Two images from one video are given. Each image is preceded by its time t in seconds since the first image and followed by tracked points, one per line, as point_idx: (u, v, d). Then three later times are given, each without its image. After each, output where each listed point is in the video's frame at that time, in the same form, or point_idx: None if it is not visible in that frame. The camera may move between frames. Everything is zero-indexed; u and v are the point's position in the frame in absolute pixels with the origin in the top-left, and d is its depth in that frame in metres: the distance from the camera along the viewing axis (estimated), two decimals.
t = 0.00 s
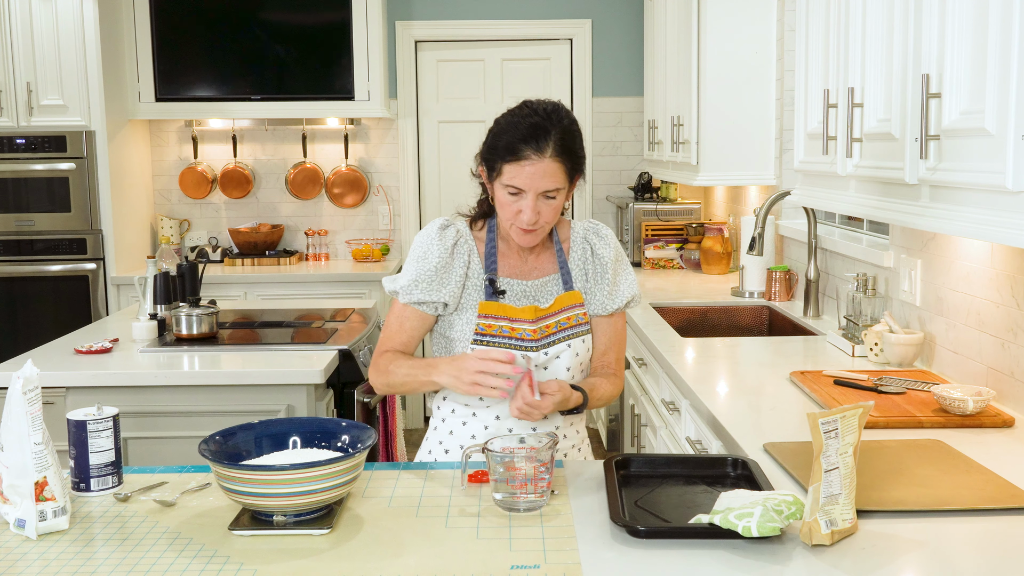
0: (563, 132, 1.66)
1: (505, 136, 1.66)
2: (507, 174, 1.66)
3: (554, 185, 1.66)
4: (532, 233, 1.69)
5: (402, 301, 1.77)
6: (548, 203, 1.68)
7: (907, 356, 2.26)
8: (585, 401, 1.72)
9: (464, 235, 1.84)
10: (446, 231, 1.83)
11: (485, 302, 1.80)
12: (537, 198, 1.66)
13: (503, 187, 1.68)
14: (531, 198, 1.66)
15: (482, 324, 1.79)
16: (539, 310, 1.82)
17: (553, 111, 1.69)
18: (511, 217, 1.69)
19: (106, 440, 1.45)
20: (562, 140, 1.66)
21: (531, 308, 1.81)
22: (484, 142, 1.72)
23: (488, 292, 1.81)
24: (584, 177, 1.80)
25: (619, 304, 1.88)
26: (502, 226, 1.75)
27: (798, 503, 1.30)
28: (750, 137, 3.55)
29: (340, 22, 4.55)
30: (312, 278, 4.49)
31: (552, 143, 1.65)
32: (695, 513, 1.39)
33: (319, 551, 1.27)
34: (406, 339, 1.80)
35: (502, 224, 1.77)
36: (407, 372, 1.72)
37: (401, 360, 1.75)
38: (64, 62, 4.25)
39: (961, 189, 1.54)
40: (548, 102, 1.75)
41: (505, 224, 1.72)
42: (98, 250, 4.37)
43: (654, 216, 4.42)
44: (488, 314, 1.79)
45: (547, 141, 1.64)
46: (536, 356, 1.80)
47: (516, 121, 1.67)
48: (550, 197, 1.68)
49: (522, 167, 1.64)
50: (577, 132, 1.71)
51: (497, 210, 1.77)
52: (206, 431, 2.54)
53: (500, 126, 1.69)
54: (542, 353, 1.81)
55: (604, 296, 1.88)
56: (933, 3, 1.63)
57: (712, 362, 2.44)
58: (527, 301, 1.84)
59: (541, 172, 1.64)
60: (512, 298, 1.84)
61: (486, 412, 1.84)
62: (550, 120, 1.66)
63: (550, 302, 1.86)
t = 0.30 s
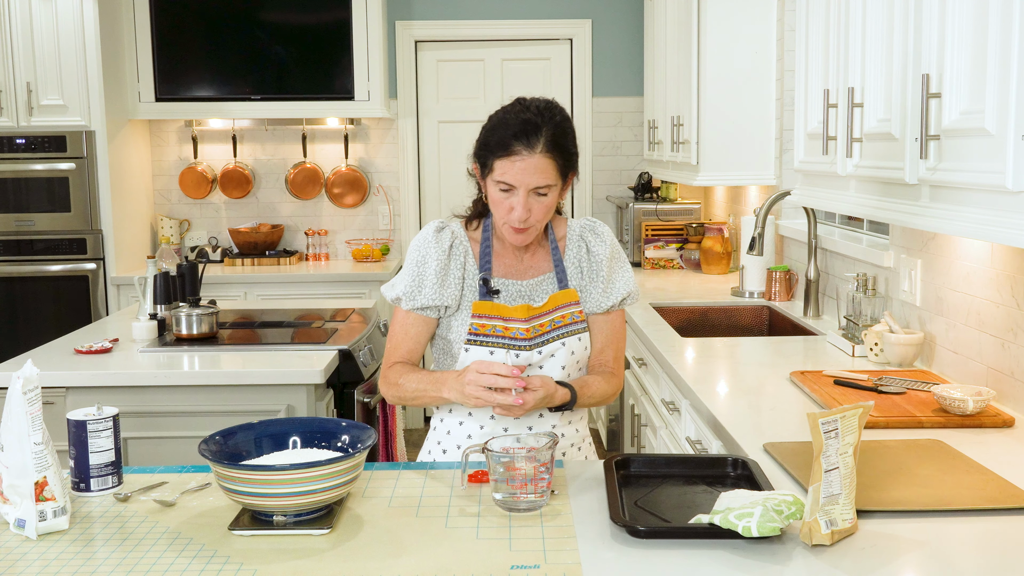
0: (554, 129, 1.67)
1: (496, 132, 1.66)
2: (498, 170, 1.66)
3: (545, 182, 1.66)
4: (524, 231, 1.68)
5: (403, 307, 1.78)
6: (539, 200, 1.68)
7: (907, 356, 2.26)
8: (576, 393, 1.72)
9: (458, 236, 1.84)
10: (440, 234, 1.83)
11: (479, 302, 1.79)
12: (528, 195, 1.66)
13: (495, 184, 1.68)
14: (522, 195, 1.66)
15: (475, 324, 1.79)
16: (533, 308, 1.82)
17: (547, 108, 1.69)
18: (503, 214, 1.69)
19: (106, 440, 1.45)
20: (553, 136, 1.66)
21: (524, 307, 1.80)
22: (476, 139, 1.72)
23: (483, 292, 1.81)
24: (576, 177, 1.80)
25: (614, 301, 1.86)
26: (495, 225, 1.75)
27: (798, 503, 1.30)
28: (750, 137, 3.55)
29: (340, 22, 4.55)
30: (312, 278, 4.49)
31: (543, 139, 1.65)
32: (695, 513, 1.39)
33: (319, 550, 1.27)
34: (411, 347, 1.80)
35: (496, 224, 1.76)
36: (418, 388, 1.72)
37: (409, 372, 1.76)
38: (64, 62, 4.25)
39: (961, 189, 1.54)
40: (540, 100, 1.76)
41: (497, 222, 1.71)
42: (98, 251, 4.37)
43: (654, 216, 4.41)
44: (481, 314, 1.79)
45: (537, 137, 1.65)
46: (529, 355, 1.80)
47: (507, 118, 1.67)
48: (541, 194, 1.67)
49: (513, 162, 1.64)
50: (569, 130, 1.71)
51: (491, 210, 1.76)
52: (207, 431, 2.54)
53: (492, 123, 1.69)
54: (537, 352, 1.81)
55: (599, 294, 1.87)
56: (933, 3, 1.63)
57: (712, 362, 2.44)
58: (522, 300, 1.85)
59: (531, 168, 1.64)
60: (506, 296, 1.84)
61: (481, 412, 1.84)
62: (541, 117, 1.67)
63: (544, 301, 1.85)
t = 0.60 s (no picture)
0: (544, 132, 1.67)
1: (487, 136, 1.66)
2: (489, 174, 1.66)
3: (536, 185, 1.66)
4: (516, 234, 1.68)
5: (397, 312, 1.79)
6: (530, 203, 1.68)
7: (907, 356, 2.26)
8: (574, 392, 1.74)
9: (450, 241, 1.84)
10: (432, 238, 1.83)
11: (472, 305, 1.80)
12: (520, 198, 1.66)
13: (486, 188, 1.68)
14: (514, 199, 1.66)
15: (470, 327, 1.78)
16: (526, 310, 1.81)
17: (536, 111, 1.70)
18: (495, 218, 1.69)
19: (106, 440, 1.45)
20: (543, 139, 1.66)
21: (518, 308, 1.80)
22: (466, 143, 1.72)
23: (477, 296, 1.82)
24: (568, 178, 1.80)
25: (606, 301, 1.87)
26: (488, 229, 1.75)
27: (798, 503, 1.30)
28: (750, 137, 3.55)
29: (340, 22, 4.55)
30: (312, 278, 4.49)
31: (533, 142, 1.65)
32: (695, 513, 1.39)
33: (319, 550, 1.27)
34: (406, 354, 1.81)
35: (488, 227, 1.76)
36: (413, 392, 1.72)
37: (404, 376, 1.76)
38: (64, 62, 4.25)
39: (961, 189, 1.54)
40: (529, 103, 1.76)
41: (489, 226, 1.71)
42: (98, 251, 4.37)
43: (654, 216, 4.41)
44: (476, 316, 1.79)
45: (527, 140, 1.65)
46: (525, 356, 1.80)
47: (497, 122, 1.67)
48: (533, 197, 1.67)
49: (504, 166, 1.64)
50: (559, 132, 1.71)
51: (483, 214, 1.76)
52: (207, 431, 2.54)
53: (481, 127, 1.69)
54: (532, 353, 1.80)
55: (591, 296, 1.87)
56: (933, 4, 1.63)
57: (712, 362, 2.44)
58: (515, 302, 1.84)
59: (522, 171, 1.64)
60: (500, 300, 1.84)
61: (477, 413, 1.84)
62: (531, 120, 1.67)
63: (537, 303, 1.85)
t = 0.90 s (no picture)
0: (541, 132, 1.67)
1: (483, 137, 1.66)
2: (486, 174, 1.66)
3: (533, 185, 1.66)
4: (513, 234, 1.68)
5: (394, 313, 1.78)
6: (527, 204, 1.68)
7: (907, 356, 2.26)
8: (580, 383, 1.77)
9: (445, 241, 1.84)
10: (427, 238, 1.83)
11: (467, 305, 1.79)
12: (517, 198, 1.66)
13: (482, 188, 1.68)
14: (511, 199, 1.66)
15: (466, 326, 1.78)
16: (522, 309, 1.82)
17: (531, 111, 1.70)
18: (492, 218, 1.68)
19: (105, 440, 1.45)
20: (539, 139, 1.66)
21: (514, 308, 1.80)
22: (462, 144, 1.72)
23: (472, 295, 1.81)
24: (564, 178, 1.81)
25: (606, 300, 1.88)
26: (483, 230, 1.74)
27: (798, 503, 1.30)
28: (750, 137, 3.55)
29: (340, 22, 4.55)
30: (312, 278, 4.49)
31: (530, 142, 1.65)
32: (695, 513, 1.39)
33: (319, 551, 1.27)
34: (406, 353, 1.81)
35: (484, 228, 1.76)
36: (413, 391, 1.72)
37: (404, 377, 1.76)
38: (64, 62, 4.25)
39: (962, 189, 1.54)
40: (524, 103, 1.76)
41: (486, 226, 1.71)
42: (98, 251, 4.37)
43: (654, 216, 4.41)
44: (472, 316, 1.78)
45: (524, 141, 1.65)
46: (521, 356, 1.80)
47: (493, 122, 1.67)
48: (529, 198, 1.67)
49: (501, 167, 1.64)
50: (555, 133, 1.71)
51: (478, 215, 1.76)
52: (207, 431, 2.54)
53: (477, 128, 1.69)
54: (527, 353, 1.80)
55: (589, 293, 1.88)
56: (933, 4, 1.63)
57: (712, 362, 2.44)
58: (511, 301, 1.85)
59: (519, 172, 1.64)
60: (496, 298, 1.84)
61: (474, 414, 1.84)
62: (527, 120, 1.67)
63: (533, 302, 1.86)
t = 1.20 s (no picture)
0: (539, 130, 1.67)
1: (481, 135, 1.66)
2: (484, 172, 1.66)
3: (532, 182, 1.66)
4: (512, 232, 1.68)
5: (393, 313, 1.78)
6: (526, 201, 1.68)
7: (907, 356, 2.26)
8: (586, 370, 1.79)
9: (442, 239, 1.84)
10: (424, 237, 1.83)
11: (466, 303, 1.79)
12: (515, 195, 1.66)
13: (481, 186, 1.68)
14: (510, 196, 1.66)
15: (465, 325, 1.77)
16: (521, 306, 1.81)
17: (529, 108, 1.69)
18: (491, 215, 1.68)
19: (106, 440, 1.45)
20: (537, 136, 1.66)
21: (513, 305, 1.80)
22: (459, 142, 1.72)
23: (471, 293, 1.81)
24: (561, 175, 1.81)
25: (596, 284, 1.88)
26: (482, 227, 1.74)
27: (798, 503, 1.30)
28: (749, 137, 3.55)
29: (340, 22, 4.55)
30: (312, 279, 4.49)
31: (528, 140, 1.65)
32: (695, 514, 1.39)
33: (319, 551, 1.27)
34: (406, 354, 1.81)
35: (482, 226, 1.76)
36: (416, 392, 1.72)
37: (406, 377, 1.76)
38: (64, 62, 4.25)
39: (962, 190, 1.54)
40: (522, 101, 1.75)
41: (484, 224, 1.71)
42: (98, 250, 4.37)
43: (654, 216, 4.41)
44: (470, 314, 1.77)
45: (522, 138, 1.65)
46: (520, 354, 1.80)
47: (491, 120, 1.67)
48: (528, 195, 1.68)
49: (500, 164, 1.64)
50: (553, 130, 1.71)
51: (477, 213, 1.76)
52: (207, 431, 2.54)
53: (475, 126, 1.69)
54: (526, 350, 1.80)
55: (582, 280, 1.89)
56: (933, 4, 1.63)
57: (712, 362, 2.44)
58: (510, 298, 1.85)
59: (518, 169, 1.64)
60: (494, 296, 1.85)
61: (475, 414, 1.84)
62: (525, 118, 1.67)
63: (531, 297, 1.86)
